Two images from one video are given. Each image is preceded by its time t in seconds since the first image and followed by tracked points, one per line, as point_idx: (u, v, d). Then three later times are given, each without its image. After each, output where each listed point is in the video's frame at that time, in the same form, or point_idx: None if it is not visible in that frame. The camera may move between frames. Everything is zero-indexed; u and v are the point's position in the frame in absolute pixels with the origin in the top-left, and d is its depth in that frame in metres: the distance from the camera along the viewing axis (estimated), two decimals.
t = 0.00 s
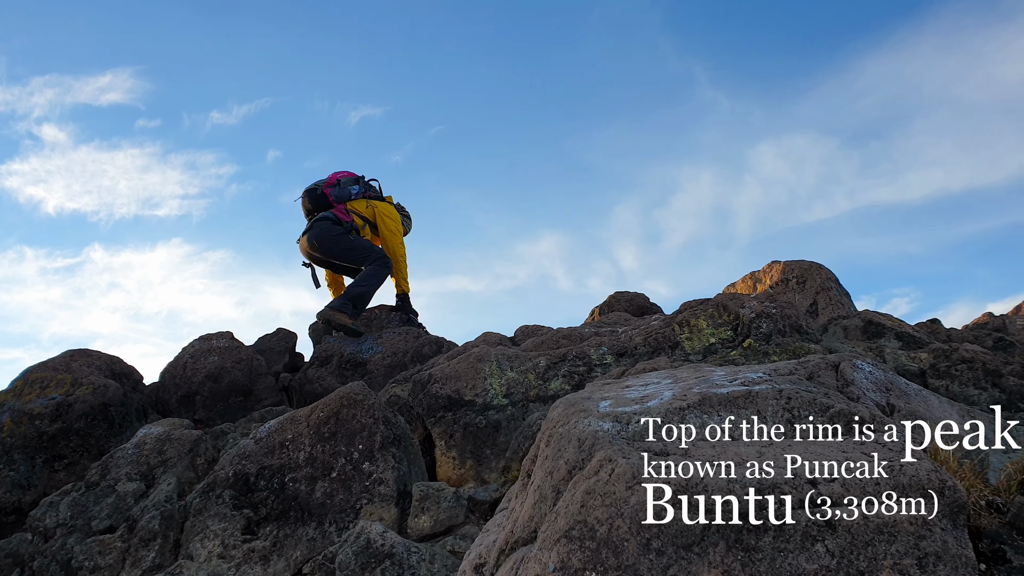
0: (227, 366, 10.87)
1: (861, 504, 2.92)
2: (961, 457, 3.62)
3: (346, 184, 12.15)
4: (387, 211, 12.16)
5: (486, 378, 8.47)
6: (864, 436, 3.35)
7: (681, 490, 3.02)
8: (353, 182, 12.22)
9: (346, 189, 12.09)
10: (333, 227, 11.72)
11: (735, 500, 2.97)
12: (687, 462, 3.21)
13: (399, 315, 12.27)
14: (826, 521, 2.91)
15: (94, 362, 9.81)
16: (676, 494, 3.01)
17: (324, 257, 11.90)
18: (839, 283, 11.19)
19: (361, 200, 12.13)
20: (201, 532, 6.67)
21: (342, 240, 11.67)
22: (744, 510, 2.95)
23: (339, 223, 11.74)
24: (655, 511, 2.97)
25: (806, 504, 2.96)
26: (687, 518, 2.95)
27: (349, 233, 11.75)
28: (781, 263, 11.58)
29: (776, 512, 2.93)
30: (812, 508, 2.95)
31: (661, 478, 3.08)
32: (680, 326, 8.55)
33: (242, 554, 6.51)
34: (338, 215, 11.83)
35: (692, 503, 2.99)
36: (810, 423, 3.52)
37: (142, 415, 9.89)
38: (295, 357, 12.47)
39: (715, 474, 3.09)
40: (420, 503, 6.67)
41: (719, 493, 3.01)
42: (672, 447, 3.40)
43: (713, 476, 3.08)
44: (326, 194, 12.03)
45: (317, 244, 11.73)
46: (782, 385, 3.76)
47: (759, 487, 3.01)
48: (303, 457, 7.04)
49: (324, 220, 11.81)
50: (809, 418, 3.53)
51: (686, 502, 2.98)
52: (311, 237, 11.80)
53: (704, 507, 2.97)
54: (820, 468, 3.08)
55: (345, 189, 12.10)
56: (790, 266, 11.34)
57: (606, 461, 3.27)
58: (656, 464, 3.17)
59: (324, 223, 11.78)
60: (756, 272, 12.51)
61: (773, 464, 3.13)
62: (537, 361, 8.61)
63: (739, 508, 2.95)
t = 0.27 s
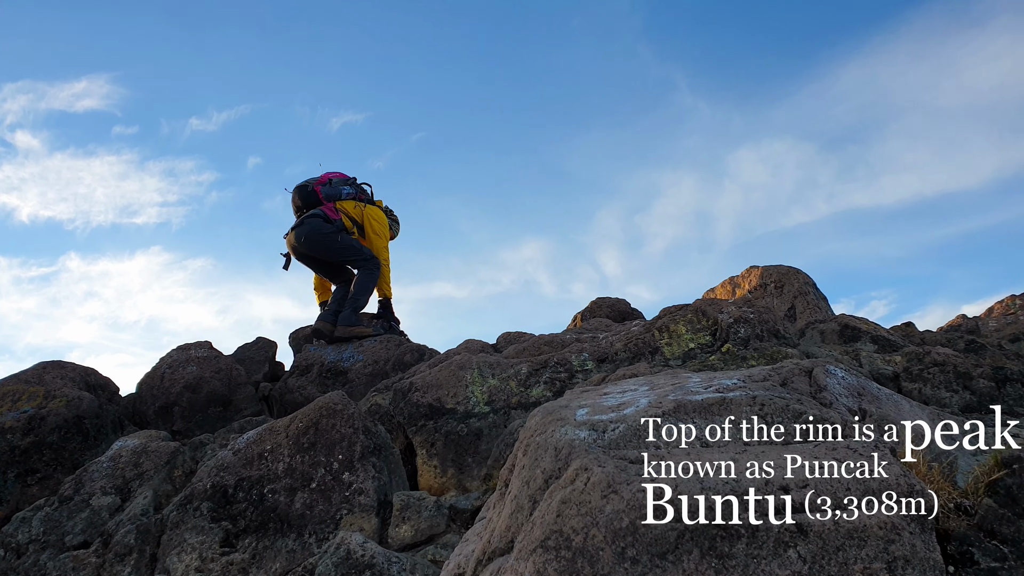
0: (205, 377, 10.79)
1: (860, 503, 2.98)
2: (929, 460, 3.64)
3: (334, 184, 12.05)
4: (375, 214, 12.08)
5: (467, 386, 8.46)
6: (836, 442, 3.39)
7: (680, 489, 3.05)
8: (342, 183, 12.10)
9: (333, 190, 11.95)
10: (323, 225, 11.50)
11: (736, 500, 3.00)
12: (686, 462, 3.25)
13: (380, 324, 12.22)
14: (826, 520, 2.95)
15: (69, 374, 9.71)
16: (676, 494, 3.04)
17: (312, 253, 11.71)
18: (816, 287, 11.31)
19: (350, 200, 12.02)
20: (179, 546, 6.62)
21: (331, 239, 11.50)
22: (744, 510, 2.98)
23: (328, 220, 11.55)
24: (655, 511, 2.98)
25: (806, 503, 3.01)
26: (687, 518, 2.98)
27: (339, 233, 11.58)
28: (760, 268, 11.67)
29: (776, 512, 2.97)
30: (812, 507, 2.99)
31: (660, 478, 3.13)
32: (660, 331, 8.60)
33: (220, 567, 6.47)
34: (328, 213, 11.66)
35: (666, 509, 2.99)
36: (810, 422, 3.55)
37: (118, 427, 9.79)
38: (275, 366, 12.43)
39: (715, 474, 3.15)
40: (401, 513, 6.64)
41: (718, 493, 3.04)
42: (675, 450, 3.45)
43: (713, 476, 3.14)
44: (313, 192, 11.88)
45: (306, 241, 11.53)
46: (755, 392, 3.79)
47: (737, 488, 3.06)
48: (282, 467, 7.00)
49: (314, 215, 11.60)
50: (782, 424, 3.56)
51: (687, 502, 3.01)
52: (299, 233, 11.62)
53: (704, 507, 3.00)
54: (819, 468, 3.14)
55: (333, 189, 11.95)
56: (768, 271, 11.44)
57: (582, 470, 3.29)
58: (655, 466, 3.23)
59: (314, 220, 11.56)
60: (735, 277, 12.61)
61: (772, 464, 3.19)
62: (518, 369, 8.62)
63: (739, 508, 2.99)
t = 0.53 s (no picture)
0: (186, 378, 10.71)
1: (860, 504, 2.99)
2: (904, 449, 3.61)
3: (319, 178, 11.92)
4: (360, 208, 12.07)
5: (449, 384, 8.46)
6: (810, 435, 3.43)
7: (680, 490, 3.07)
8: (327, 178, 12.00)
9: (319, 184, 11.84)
10: (309, 220, 11.38)
11: (736, 501, 3.02)
12: (686, 462, 3.26)
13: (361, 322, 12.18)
14: (825, 520, 2.96)
15: (47, 376, 9.62)
16: (675, 494, 3.05)
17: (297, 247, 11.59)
18: (795, 280, 11.40)
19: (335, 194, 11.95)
20: (160, 547, 6.55)
21: (316, 234, 11.39)
22: (744, 509, 3.00)
23: (315, 214, 11.45)
24: (655, 510, 3.00)
25: (806, 503, 3.02)
26: (687, 518, 2.99)
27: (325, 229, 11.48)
28: (739, 262, 11.75)
29: (776, 513, 2.98)
30: (812, 507, 3.00)
31: (660, 478, 3.13)
32: (640, 326, 8.64)
33: (203, 568, 6.41)
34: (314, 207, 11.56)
35: (641, 507, 3.02)
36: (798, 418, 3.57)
37: (99, 430, 9.70)
38: (257, 366, 12.37)
39: (715, 474, 3.15)
40: (383, 511, 6.64)
41: (717, 493, 3.06)
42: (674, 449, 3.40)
43: (712, 476, 3.15)
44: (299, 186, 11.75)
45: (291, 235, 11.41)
46: (731, 387, 3.83)
47: (706, 489, 3.09)
48: (263, 468, 6.97)
49: (300, 209, 11.48)
50: (758, 418, 3.60)
51: (686, 502, 3.02)
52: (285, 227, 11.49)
53: (704, 507, 3.02)
54: (820, 468, 3.16)
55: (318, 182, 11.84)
56: (748, 265, 11.52)
57: (559, 467, 3.31)
58: (655, 465, 3.23)
59: (300, 213, 11.44)
60: (715, 272, 12.68)
61: (773, 464, 3.20)
62: (499, 365, 8.63)
63: (738, 508, 3.00)
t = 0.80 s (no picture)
0: (168, 363, 10.62)
1: (859, 504, 3.00)
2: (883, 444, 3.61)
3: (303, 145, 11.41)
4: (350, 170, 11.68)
5: (432, 372, 8.43)
6: (793, 428, 3.44)
7: (682, 490, 3.05)
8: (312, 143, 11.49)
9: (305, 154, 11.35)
10: (306, 200, 11.05)
11: (735, 500, 3.01)
12: (686, 461, 3.21)
13: (345, 309, 12.11)
14: (828, 521, 2.94)
15: (27, 361, 9.53)
16: (675, 494, 3.04)
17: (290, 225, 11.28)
18: (780, 272, 11.44)
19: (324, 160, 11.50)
20: (140, 534, 6.49)
21: (313, 215, 11.09)
22: (744, 509, 2.99)
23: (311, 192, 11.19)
24: (655, 510, 2.98)
25: (806, 504, 2.99)
26: (685, 516, 2.98)
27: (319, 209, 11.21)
28: (725, 254, 11.77)
29: (776, 512, 2.97)
30: (811, 506, 2.98)
31: (660, 477, 3.11)
32: (625, 317, 8.64)
33: (182, 554, 6.34)
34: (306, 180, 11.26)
35: (622, 498, 3.04)
36: (782, 410, 3.56)
37: (79, 415, 9.61)
38: (239, 352, 12.29)
39: (715, 474, 3.11)
40: (365, 499, 6.61)
41: (719, 493, 3.05)
42: (673, 449, 3.33)
43: (712, 475, 3.11)
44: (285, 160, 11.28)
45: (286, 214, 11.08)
46: (715, 379, 3.83)
47: (686, 486, 3.07)
48: (244, 455, 6.92)
49: (295, 187, 11.11)
50: (741, 410, 3.60)
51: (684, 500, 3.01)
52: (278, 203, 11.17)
53: (703, 505, 3.01)
54: (820, 468, 3.13)
55: (304, 152, 11.35)
56: (733, 257, 11.55)
57: (541, 458, 3.29)
58: (655, 465, 3.18)
59: (295, 192, 11.09)
60: (701, 263, 12.70)
61: (770, 462, 3.18)
62: (484, 355, 8.60)
63: (739, 508, 2.99)
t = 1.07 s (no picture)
0: (161, 352, 10.58)
1: (851, 500, 3.01)
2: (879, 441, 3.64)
3: (300, 119, 10.73)
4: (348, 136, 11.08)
5: (425, 364, 8.42)
6: (786, 424, 3.44)
7: (680, 489, 3.03)
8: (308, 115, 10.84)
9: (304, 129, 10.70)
10: (309, 182, 10.75)
11: (730, 497, 3.02)
12: (679, 457, 3.21)
13: (339, 299, 12.08)
14: (826, 522, 2.93)
15: (19, 350, 9.50)
16: (671, 492, 3.03)
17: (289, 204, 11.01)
18: (774, 267, 11.44)
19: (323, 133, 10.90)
20: (132, 523, 6.46)
21: (314, 198, 10.84)
22: (737, 505, 2.99)
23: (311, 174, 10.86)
24: (655, 511, 2.96)
25: (798, 500, 3.00)
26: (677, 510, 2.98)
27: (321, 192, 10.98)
28: (718, 248, 11.78)
29: (768, 508, 2.97)
30: (803, 502, 2.99)
31: (652, 472, 3.10)
32: (618, 311, 8.64)
33: (175, 544, 6.33)
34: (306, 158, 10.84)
35: (614, 493, 3.04)
36: (775, 405, 3.57)
37: (71, 403, 9.56)
38: (232, 342, 12.26)
39: (715, 474, 3.10)
40: (357, 490, 6.60)
41: (718, 494, 3.04)
42: (670, 447, 3.31)
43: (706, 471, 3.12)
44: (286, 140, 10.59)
45: (287, 194, 10.78)
46: (708, 374, 3.83)
47: (678, 481, 3.07)
48: (237, 445, 6.90)
49: (297, 166, 10.74)
50: (734, 406, 3.60)
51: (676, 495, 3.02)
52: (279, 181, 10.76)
53: (695, 500, 3.01)
54: (820, 468, 3.11)
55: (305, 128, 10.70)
56: (727, 251, 11.55)
57: (534, 452, 3.28)
58: (654, 465, 3.15)
59: (298, 171, 10.73)
60: (694, 257, 12.71)
61: (763, 458, 3.18)
62: (477, 347, 8.59)
63: (739, 509, 2.97)
